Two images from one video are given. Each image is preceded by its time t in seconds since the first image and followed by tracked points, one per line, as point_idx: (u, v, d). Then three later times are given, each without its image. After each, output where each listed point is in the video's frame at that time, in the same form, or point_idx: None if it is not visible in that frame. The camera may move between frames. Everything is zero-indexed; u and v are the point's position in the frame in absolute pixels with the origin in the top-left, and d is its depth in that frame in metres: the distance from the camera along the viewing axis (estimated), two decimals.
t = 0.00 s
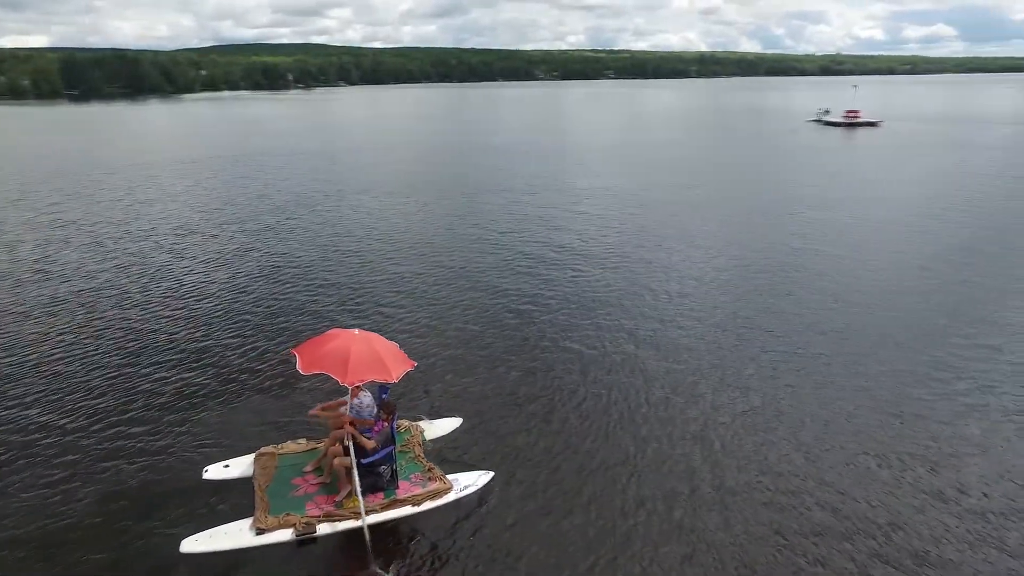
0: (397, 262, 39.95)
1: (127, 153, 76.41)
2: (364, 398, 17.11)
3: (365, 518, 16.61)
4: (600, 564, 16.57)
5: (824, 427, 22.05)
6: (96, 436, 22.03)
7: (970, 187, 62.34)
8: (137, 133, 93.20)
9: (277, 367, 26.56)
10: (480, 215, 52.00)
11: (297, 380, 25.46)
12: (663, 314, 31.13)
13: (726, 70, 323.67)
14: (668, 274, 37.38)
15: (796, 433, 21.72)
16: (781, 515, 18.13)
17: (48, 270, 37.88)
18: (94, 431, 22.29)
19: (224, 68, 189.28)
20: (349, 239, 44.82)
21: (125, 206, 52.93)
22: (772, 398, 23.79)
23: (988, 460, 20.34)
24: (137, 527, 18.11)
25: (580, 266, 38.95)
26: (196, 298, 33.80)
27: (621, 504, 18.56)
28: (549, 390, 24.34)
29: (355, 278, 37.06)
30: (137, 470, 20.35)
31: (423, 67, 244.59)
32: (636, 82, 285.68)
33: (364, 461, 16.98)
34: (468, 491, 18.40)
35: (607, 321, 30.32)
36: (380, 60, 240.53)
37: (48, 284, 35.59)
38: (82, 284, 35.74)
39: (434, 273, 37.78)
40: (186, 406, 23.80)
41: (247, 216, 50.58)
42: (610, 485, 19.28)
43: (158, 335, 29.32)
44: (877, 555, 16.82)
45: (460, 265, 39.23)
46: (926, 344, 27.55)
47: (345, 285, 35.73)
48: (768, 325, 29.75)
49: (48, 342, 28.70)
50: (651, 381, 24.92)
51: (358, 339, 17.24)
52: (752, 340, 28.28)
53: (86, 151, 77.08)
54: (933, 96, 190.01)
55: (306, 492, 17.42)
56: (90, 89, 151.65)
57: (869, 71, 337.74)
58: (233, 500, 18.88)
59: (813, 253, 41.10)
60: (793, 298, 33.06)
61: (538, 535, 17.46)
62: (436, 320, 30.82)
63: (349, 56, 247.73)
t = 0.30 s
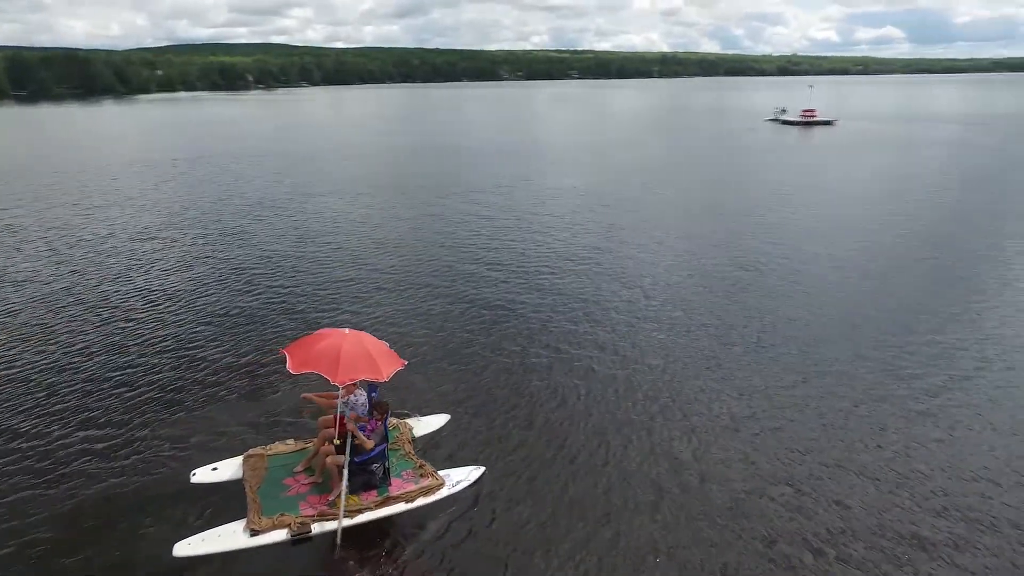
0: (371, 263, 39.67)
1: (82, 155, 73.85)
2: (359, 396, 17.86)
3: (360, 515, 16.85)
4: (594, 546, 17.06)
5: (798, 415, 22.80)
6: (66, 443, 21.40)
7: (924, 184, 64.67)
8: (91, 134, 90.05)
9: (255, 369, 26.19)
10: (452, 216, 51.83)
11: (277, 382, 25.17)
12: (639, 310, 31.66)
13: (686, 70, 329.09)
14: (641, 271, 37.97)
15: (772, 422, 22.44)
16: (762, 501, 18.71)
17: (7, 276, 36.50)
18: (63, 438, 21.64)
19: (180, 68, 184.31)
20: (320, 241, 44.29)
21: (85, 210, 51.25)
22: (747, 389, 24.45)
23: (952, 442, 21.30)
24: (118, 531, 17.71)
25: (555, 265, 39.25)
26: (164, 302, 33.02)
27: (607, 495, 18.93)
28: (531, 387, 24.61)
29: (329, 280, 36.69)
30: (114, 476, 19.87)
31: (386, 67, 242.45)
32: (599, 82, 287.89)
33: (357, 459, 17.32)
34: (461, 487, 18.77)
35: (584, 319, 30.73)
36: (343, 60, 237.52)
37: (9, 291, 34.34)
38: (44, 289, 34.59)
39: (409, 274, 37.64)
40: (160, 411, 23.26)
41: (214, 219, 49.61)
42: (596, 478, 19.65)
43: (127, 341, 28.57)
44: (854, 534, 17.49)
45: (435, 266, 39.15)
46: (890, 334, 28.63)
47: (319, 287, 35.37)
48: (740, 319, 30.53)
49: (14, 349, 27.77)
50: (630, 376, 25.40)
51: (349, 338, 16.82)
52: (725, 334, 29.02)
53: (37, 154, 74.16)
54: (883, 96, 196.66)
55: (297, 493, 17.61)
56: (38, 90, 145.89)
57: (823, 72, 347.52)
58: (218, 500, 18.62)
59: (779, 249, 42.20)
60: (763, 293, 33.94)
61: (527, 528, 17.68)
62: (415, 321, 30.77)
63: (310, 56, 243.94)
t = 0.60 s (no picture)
0: (346, 264, 39.44)
1: (35, 158, 71.35)
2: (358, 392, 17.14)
3: (356, 512, 16.91)
4: (587, 534, 17.55)
5: (774, 405, 23.56)
6: (39, 451, 20.83)
7: (881, 181, 66.92)
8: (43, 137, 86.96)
9: (235, 372, 25.90)
10: (424, 216, 51.75)
11: (258, 384, 24.95)
12: (615, 307, 32.24)
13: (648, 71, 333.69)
14: (614, 268, 38.59)
15: (750, 412, 23.16)
16: (743, 488, 19.30)
17: None
18: (36, 447, 21.05)
19: (135, 68, 179.16)
20: (292, 243, 43.81)
21: (42, 214, 49.63)
22: (724, 381, 25.17)
23: (920, 424, 22.26)
24: (103, 537, 17.40)
25: (530, 263, 39.60)
26: (135, 307, 32.31)
27: (595, 487, 19.33)
28: (515, 383, 24.92)
29: (305, 282, 36.38)
30: (94, 483, 19.46)
31: (349, 67, 239.91)
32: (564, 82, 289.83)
33: (350, 457, 17.28)
34: (455, 481, 19.01)
35: (563, 315, 31.17)
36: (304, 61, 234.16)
37: None
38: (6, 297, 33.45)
39: (385, 275, 37.53)
40: (138, 417, 22.81)
41: (180, 222, 48.62)
42: (584, 470, 20.03)
43: (98, 346, 27.88)
44: (832, 516, 18.20)
45: (411, 266, 39.13)
46: (856, 325, 29.75)
47: (294, 289, 35.05)
48: (711, 313, 31.44)
49: None
50: (611, 371, 25.92)
51: (340, 337, 17.15)
52: (699, 328, 29.77)
53: None
54: (837, 96, 202.86)
55: (291, 492, 17.51)
56: None
57: (780, 72, 356.28)
58: (206, 502, 18.41)
59: (747, 245, 43.31)
60: (734, 288, 34.87)
61: (519, 522, 17.96)
62: (395, 321, 30.78)
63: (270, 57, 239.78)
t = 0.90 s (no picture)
0: (324, 266, 39.08)
1: None
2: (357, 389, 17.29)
3: (352, 508, 16.87)
4: (584, 522, 17.96)
5: (755, 393, 24.34)
6: (20, 457, 20.32)
7: (843, 178, 69.03)
8: None
9: (220, 374, 25.57)
10: (399, 217, 51.46)
11: (245, 386, 24.68)
12: (595, 303, 32.82)
13: (612, 71, 337.18)
14: (592, 266, 39.12)
15: (734, 402, 23.80)
16: (733, 475, 19.84)
17: None
18: (16, 453, 20.54)
19: (90, 68, 173.60)
20: (267, 245, 43.20)
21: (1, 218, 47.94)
22: (708, 373, 25.79)
23: (895, 410, 23.12)
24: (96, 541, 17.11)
25: (509, 262, 39.79)
26: (110, 311, 31.63)
27: (590, 479, 19.67)
28: (505, 380, 25.17)
29: (284, 283, 35.96)
30: (81, 487, 19.08)
31: (313, 67, 236.59)
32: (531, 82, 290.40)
33: (346, 454, 17.11)
34: (449, 477, 18.94)
35: (546, 312, 31.48)
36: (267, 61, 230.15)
37: None
38: None
39: (365, 276, 37.30)
40: (122, 420, 22.40)
41: (148, 226, 47.54)
42: (578, 463, 20.37)
43: (74, 351, 27.24)
44: (818, 499, 18.84)
45: (391, 267, 38.97)
46: (830, 317, 30.73)
47: (272, 291, 34.71)
48: (689, 307, 32.26)
49: None
50: (598, 365, 26.35)
51: (335, 335, 17.22)
52: (681, 322, 30.39)
53: None
54: (796, 96, 208.06)
55: (287, 489, 17.46)
56: None
57: (741, 72, 363.74)
58: (201, 503, 18.24)
59: (721, 241, 44.22)
60: (711, 283, 35.64)
61: (516, 515, 18.17)
62: (380, 321, 30.71)
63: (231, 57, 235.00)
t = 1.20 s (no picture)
0: (308, 267, 38.79)
1: None
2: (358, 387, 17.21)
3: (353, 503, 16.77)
4: (584, 512, 18.43)
5: (741, 383, 25.10)
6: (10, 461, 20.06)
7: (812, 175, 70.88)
8: None
9: (212, 375, 25.37)
10: (380, 218, 51.17)
11: (238, 386, 24.53)
12: (581, 299, 33.37)
13: (583, 70, 339.44)
14: (575, 263, 39.69)
15: (725, 393, 24.38)
16: (726, 465, 20.37)
17: None
18: (6, 457, 20.24)
19: (49, 68, 168.63)
20: (249, 247, 42.72)
21: None
22: (697, 366, 26.34)
23: (879, 399, 23.89)
24: (98, 543, 17.02)
25: (494, 261, 39.94)
26: (93, 314, 31.16)
27: (588, 472, 20.04)
28: (500, 376, 25.44)
29: (269, 284, 35.67)
30: (79, 489, 18.94)
31: (282, 67, 233.50)
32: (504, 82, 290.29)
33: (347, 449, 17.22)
34: (450, 472, 18.94)
35: (535, 310, 31.76)
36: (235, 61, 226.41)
37: None
38: None
39: (351, 276, 37.13)
40: (114, 422, 22.19)
41: (123, 228, 46.73)
42: (576, 456, 20.74)
43: (59, 355, 26.83)
44: (809, 485, 19.48)
45: (377, 267, 38.85)
46: (811, 311, 31.55)
47: (257, 292, 34.50)
48: (672, 301, 33.01)
49: None
50: (590, 361, 26.77)
51: (337, 331, 17.03)
52: (668, 318, 30.93)
53: None
54: (764, 95, 212.04)
55: (289, 484, 17.37)
56: None
57: (709, 72, 369.29)
58: (204, 503, 18.26)
59: (701, 238, 44.91)
60: (694, 279, 36.27)
61: (519, 509, 18.44)
62: (370, 321, 30.68)
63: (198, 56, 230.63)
